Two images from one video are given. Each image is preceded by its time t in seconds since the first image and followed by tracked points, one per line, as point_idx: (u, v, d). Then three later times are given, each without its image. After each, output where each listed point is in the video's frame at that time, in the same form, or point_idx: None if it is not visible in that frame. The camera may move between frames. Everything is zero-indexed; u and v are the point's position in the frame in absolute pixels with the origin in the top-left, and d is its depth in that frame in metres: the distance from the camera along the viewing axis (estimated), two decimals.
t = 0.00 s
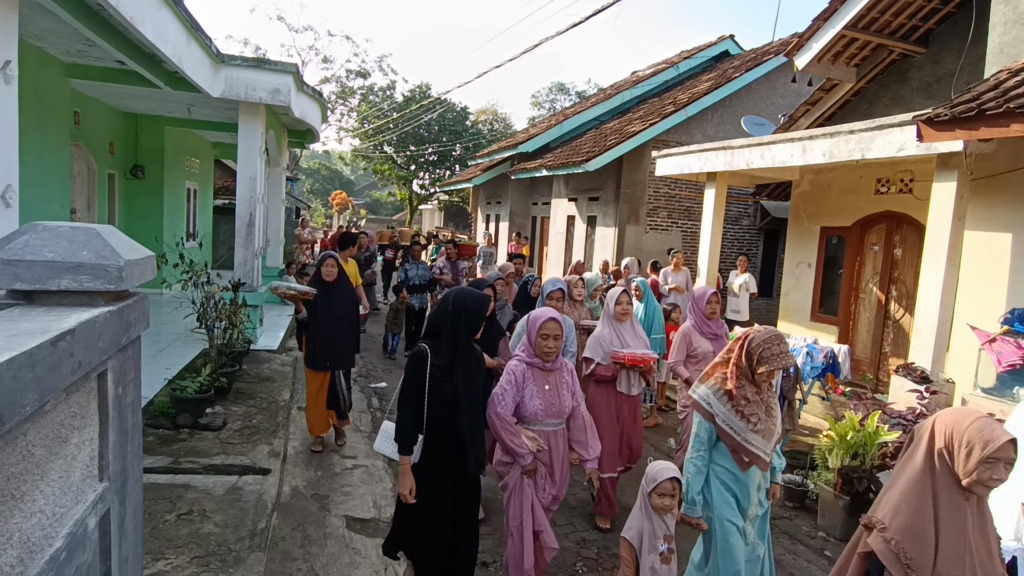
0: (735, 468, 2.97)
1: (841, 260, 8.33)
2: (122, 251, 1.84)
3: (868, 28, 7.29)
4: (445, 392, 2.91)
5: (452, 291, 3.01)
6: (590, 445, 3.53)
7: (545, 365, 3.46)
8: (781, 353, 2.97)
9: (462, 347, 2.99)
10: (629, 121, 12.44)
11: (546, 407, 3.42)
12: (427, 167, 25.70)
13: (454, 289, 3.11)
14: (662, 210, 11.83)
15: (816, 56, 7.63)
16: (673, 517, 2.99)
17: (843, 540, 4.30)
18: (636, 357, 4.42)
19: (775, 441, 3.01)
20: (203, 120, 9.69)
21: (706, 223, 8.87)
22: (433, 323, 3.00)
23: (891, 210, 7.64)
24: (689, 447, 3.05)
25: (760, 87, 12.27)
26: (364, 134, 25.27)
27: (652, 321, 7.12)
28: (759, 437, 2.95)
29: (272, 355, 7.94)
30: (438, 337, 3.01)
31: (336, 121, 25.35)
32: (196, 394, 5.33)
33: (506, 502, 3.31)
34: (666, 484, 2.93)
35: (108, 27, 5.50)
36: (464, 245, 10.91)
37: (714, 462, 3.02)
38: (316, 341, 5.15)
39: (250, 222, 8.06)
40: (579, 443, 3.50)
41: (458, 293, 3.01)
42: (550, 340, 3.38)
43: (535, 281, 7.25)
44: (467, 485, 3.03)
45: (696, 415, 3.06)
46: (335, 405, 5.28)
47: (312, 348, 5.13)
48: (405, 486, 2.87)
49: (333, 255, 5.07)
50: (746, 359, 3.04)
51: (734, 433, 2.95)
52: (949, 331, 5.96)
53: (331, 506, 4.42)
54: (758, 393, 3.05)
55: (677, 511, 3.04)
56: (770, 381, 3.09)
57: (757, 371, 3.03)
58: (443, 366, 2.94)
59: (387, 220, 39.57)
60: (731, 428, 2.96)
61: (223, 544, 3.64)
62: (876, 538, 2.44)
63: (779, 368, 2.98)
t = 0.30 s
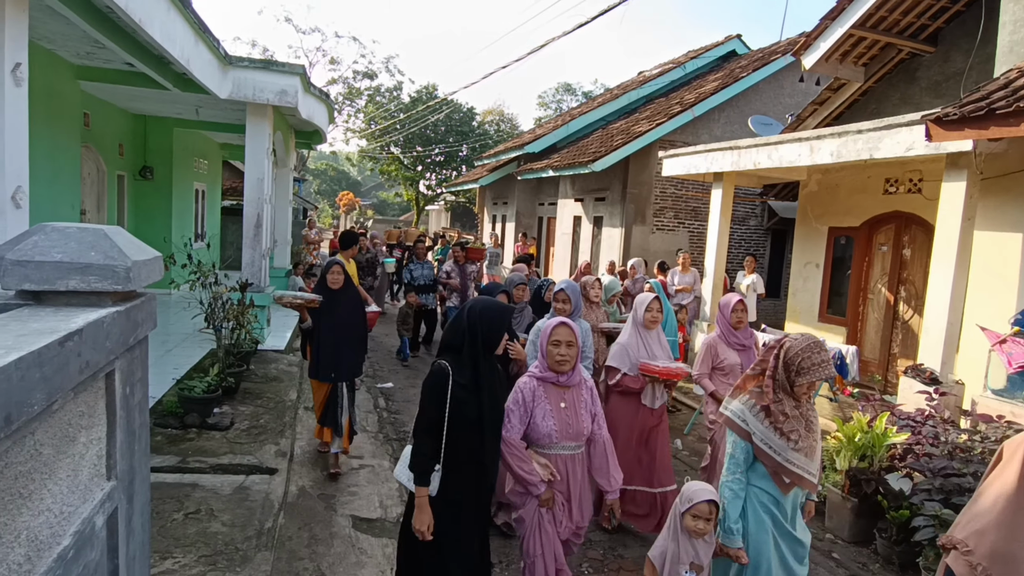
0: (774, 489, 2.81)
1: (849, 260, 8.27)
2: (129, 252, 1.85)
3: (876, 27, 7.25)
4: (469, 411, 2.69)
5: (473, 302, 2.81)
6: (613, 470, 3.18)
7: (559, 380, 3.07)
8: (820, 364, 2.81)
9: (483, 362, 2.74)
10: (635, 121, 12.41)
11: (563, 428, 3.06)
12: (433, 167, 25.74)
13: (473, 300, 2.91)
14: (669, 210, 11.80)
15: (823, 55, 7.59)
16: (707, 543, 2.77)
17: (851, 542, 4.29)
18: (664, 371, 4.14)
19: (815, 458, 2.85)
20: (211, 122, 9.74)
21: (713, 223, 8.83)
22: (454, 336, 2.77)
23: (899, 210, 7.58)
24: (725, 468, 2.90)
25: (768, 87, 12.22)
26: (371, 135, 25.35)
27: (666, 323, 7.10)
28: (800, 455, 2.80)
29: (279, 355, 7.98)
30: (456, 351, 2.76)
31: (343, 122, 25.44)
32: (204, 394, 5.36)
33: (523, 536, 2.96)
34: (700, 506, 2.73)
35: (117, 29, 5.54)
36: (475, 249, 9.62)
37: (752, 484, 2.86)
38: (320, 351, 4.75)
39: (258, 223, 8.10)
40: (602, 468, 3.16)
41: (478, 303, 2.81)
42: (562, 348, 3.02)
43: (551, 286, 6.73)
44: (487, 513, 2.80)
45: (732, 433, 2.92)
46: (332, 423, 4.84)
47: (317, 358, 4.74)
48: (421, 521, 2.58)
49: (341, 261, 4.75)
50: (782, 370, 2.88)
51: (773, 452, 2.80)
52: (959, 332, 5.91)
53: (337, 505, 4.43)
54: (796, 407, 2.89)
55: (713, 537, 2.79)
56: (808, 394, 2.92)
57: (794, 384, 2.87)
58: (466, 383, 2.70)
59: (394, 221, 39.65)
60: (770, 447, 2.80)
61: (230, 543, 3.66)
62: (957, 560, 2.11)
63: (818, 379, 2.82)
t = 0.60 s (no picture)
0: (811, 510, 2.63)
1: (856, 260, 8.23)
2: (134, 251, 1.86)
3: (883, 26, 7.20)
4: (491, 429, 2.39)
5: (496, 304, 2.52)
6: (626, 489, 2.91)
7: (578, 393, 2.78)
8: (871, 378, 2.56)
9: (503, 372, 2.48)
10: (641, 121, 12.38)
11: (580, 448, 2.75)
12: (438, 168, 25.77)
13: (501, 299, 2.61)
14: (674, 210, 11.77)
15: (830, 55, 7.56)
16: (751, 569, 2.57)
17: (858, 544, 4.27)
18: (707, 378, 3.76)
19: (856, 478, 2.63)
20: (217, 123, 9.78)
21: (719, 223, 8.80)
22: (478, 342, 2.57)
23: (907, 210, 7.53)
24: (760, 484, 2.72)
25: (774, 86, 12.18)
26: (377, 136, 25.42)
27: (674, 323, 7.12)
28: (840, 475, 2.59)
29: (285, 355, 8.00)
30: (477, 358, 2.57)
31: (349, 123, 25.54)
32: (210, 394, 5.37)
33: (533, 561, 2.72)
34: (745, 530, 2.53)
35: (124, 30, 5.58)
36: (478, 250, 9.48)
37: (789, 503, 2.67)
38: (325, 356, 4.63)
39: (264, 223, 8.12)
40: (617, 489, 2.87)
41: (501, 304, 2.52)
42: (583, 358, 2.73)
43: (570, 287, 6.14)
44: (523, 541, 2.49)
45: (766, 448, 2.72)
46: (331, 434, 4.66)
47: (320, 363, 4.62)
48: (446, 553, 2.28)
49: (351, 261, 4.73)
50: (828, 383, 2.63)
51: (811, 471, 2.60)
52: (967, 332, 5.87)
53: (342, 505, 4.43)
54: (839, 422, 2.67)
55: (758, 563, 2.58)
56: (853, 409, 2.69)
57: (839, 398, 2.64)
58: (486, 396, 2.41)
59: (399, 221, 39.71)
60: (807, 466, 2.61)
61: (236, 543, 3.67)
62: None
63: (868, 395, 2.58)
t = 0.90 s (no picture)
0: (886, 546, 2.38)
1: (865, 260, 8.17)
2: (142, 251, 1.87)
3: (893, 24, 7.15)
4: (521, 463, 2.21)
5: (537, 322, 2.34)
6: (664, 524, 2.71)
7: (620, 419, 2.60)
8: (957, 399, 2.36)
9: (539, 397, 2.31)
10: (648, 121, 12.35)
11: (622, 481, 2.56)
12: (445, 168, 25.80)
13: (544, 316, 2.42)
14: (682, 210, 11.73)
15: (839, 53, 7.51)
16: None
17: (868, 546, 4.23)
18: (740, 393, 3.54)
19: (939, 514, 2.38)
20: (225, 124, 9.83)
21: (727, 223, 8.76)
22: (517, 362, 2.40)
23: (917, 209, 7.47)
24: (823, 512, 2.52)
25: (782, 85, 12.13)
26: (384, 137, 25.49)
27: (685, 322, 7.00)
28: (921, 507, 2.37)
29: (292, 355, 8.03)
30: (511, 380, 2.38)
31: (356, 123, 25.63)
32: (218, 393, 5.40)
33: None
34: None
35: (133, 32, 5.62)
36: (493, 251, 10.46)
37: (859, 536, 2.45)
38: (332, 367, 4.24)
39: (271, 224, 8.16)
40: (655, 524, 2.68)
41: (544, 323, 2.34)
42: (627, 382, 2.55)
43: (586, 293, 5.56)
44: None
45: (834, 472, 2.52)
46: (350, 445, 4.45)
47: (326, 375, 4.23)
48: None
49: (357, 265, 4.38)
50: (907, 403, 2.45)
51: (888, 502, 2.38)
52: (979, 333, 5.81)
53: (349, 504, 4.44)
54: (919, 448, 2.46)
55: None
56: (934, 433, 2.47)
57: (920, 420, 2.44)
58: (518, 423, 2.23)
59: (406, 221, 39.78)
60: (884, 496, 2.39)
61: (244, 542, 3.68)
62: None
63: (951, 418, 2.38)
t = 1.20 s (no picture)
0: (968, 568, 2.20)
1: (875, 260, 8.11)
2: (150, 252, 1.88)
3: (903, 22, 7.08)
4: (565, 498, 1.97)
5: (588, 340, 2.12)
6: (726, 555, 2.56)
7: (677, 439, 2.51)
8: None
9: (586, 423, 2.08)
10: (655, 121, 12.31)
11: (680, 505, 2.45)
12: (452, 169, 25.81)
13: (595, 331, 2.19)
14: (690, 210, 11.68)
15: (848, 51, 7.45)
16: None
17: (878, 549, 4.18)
18: (786, 419, 3.25)
19: None
20: (234, 125, 9.88)
21: (735, 222, 8.71)
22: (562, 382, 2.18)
23: (927, 209, 7.40)
24: (901, 527, 2.33)
25: (790, 85, 12.06)
26: (391, 137, 25.56)
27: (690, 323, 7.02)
28: (1010, 528, 2.16)
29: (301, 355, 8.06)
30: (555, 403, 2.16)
31: (364, 124, 25.72)
32: (226, 393, 5.42)
33: None
34: None
35: (143, 34, 5.66)
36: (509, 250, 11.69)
37: (937, 555, 2.27)
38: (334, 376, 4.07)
39: (279, 225, 8.19)
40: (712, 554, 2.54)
41: (596, 340, 2.11)
42: (689, 402, 2.46)
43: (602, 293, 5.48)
44: None
45: (910, 485, 2.31)
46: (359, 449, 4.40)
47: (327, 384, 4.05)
48: None
49: (351, 268, 4.29)
50: (998, 416, 2.20)
51: (972, 519, 2.18)
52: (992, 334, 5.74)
53: (356, 505, 4.44)
54: (1008, 463, 2.22)
55: None
56: None
57: (1011, 435, 2.20)
58: (562, 453, 2.00)
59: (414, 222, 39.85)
60: (967, 513, 2.18)
61: (252, 541, 3.69)
62: None
63: None
